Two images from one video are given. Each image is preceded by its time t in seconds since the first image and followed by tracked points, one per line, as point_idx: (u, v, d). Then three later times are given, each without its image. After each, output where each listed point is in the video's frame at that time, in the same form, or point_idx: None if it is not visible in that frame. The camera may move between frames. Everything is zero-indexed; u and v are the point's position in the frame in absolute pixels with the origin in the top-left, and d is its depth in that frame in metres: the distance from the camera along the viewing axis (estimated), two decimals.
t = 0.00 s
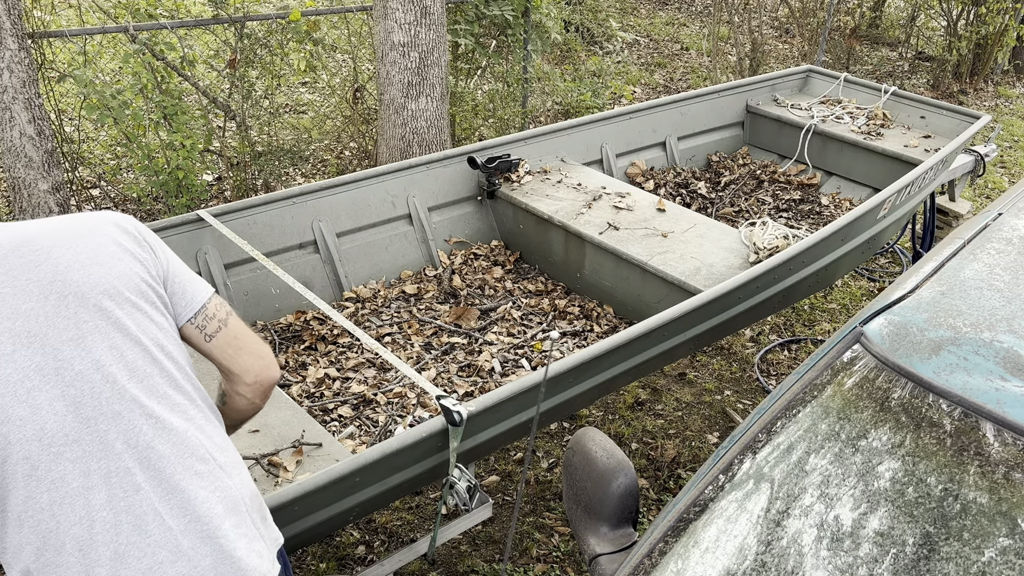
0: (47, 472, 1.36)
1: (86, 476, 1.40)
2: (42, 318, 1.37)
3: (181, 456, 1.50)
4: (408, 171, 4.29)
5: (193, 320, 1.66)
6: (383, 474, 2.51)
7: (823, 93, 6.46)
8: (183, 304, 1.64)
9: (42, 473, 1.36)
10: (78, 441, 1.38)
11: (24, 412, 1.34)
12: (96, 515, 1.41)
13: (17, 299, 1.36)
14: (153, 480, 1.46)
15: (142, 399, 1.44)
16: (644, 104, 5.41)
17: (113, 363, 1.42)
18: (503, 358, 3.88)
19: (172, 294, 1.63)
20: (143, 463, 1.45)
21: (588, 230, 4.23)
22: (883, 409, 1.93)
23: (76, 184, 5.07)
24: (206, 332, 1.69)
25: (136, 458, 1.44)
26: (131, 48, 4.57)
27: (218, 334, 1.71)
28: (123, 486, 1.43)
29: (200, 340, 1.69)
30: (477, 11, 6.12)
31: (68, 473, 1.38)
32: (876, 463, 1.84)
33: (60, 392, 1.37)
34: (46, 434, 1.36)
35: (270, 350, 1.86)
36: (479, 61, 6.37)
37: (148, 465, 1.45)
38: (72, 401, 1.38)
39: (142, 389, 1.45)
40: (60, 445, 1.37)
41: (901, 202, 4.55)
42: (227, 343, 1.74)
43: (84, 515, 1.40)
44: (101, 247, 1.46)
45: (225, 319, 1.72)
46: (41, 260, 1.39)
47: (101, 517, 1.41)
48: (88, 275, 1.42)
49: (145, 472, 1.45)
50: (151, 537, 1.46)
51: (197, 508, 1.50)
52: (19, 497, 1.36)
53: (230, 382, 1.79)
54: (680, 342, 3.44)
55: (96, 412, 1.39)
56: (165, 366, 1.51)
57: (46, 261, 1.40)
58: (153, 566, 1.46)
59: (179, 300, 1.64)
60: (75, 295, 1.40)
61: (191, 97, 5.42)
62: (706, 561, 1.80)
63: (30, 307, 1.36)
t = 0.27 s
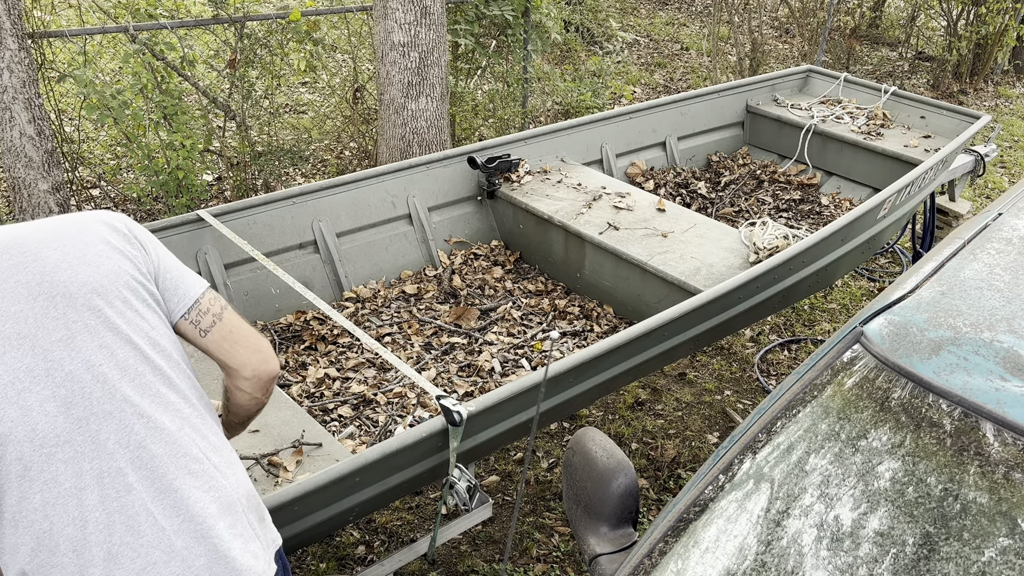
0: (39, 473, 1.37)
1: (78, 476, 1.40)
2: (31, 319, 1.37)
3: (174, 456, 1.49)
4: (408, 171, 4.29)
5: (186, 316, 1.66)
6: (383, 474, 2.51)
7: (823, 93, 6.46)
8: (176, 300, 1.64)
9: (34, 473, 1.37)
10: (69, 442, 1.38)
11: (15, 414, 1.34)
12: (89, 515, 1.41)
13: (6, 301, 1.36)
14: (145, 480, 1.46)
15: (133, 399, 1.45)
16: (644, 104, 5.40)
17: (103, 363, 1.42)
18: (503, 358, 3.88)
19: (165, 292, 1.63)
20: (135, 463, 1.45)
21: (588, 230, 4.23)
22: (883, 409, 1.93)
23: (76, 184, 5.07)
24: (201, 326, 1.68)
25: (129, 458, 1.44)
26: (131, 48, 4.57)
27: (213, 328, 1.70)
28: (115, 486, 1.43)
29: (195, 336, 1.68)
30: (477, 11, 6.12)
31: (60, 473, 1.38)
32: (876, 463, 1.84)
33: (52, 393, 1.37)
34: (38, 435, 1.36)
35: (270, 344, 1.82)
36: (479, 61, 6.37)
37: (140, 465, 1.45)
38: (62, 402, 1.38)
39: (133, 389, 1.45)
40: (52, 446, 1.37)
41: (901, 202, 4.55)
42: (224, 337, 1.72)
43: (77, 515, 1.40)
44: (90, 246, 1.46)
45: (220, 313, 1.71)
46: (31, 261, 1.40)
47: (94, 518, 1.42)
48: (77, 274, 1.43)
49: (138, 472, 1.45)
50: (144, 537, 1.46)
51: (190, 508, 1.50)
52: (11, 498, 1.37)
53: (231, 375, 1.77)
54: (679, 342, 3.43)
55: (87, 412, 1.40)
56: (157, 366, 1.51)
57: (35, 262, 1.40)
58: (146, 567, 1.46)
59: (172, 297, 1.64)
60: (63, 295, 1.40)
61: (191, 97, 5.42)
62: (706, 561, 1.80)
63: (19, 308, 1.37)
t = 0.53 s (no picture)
0: (44, 474, 1.37)
1: (84, 478, 1.40)
2: (41, 320, 1.37)
3: (179, 459, 1.50)
4: (408, 171, 4.29)
5: (195, 323, 1.65)
6: (383, 474, 2.51)
7: (823, 93, 6.46)
8: (185, 307, 1.63)
9: (40, 474, 1.36)
10: (76, 444, 1.38)
11: (23, 414, 1.34)
12: (93, 517, 1.41)
13: (18, 300, 1.36)
14: (150, 483, 1.46)
15: (141, 403, 1.44)
16: (644, 104, 5.41)
17: (112, 367, 1.42)
18: (503, 358, 3.88)
19: (175, 297, 1.62)
20: (141, 466, 1.45)
21: (588, 230, 4.23)
22: (883, 409, 1.93)
23: (76, 184, 5.08)
24: (208, 334, 1.67)
25: (134, 461, 1.44)
26: (131, 48, 4.57)
27: (220, 337, 1.69)
28: (120, 488, 1.43)
29: (201, 343, 1.67)
30: (477, 11, 6.12)
31: (65, 474, 1.38)
32: (876, 463, 1.84)
33: (60, 394, 1.37)
34: (44, 436, 1.36)
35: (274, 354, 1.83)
36: (479, 61, 6.37)
37: (145, 468, 1.45)
38: (70, 403, 1.38)
39: (141, 393, 1.45)
40: (58, 447, 1.37)
41: (901, 202, 4.55)
42: (229, 346, 1.72)
43: (81, 516, 1.41)
44: (105, 248, 1.46)
45: (228, 322, 1.70)
46: (43, 262, 1.39)
47: (98, 519, 1.42)
48: (90, 277, 1.42)
49: (143, 475, 1.45)
50: (148, 539, 1.46)
51: (194, 511, 1.50)
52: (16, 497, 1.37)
53: (232, 384, 1.77)
54: (679, 342, 3.43)
55: (95, 414, 1.40)
56: (166, 369, 1.51)
57: (49, 262, 1.40)
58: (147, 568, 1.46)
59: (181, 303, 1.63)
60: (75, 298, 1.40)
61: (191, 97, 5.42)
62: (706, 561, 1.80)
63: (31, 308, 1.36)
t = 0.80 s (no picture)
0: (64, 478, 1.36)
1: (103, 482, 1.40)
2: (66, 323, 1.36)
3: (195, 464, 1.51)
4: (408, 171, 4.29)
5: (214, 331, 1.63)
6: (383, 474, 2.51)
7: (823, 93, 6.46)
8: (207, 316, 1.61)
9: (60, 478, 1.36)
10: (98, 447, 1.38)
11: (47, 416, 1.34)
12: (111, 521, 1.41)
13: (46, 301, 1.35)
14: (167, 488, 1.47)
15: (162, 409, 1.45)
16: (644, 104, 5.41)
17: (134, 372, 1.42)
18: (503, 358, 3.88)
19: (196, 304, 1.60)
20: (159, 471, 1.45)
21: (588, 230, 4.23)
22: (883, 409, 1.93)
23: (76, 184, 5.08)
24: (225, 343, 1.66)
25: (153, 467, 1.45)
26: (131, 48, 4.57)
27: (236, 347, 1.68)
28: (138, 492, 1.43)
29: (217, 351, 1.66)
30: (477, 11, 6.11)
31: (85, 478, 1.38)
32: (876, 463, 1.84)
33: (84, 396, 1.37)
34: (67, 438, 1.36)
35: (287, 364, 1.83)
36: (479, 61, 6.37)
37: (163, 474, 1.46)
38: (93, 408, 1.38)
39: (161, 399, 1.45)
40: (78, 452, 1.37)
41: (901, 202, 4.55)
42: (244, 356, 1.71)
43: (99, 520, 1.40)
44: (135, 253, 1.45)
45: (246, 332, 1.69)
46: (71, 265, 1.38)
47: (115, 523, 1.42)
48: (118, 283, 1.41)
49: (161, 479, 1.46)
50: (164, 542, 1.46)
51: (209, 516, 1.52)
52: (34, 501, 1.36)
53: (245, 394, 1.76)
54: (679, 342, 3.43)
55: (117, 419, 1.40)
56: (185, 376, 1.52)
57: (79, 264, 1.39)
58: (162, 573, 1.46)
59: (202, 311, 1.61)
60: (102, 303, 1.39)
61: (191, 97, 5.41)
62: (706, 561, 1.80)
63: (59, 309, 1.36)
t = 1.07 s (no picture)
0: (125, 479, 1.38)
1: (158, 484, 1.43)
2: (137, 327, 1.35)
3: (238, 466, 1.56)
4: (409, 171, 4.29)
5: (254, 341, 1.65)
6: (383, 474, 2.51)
7: (823, 93, 6.46)
8: (254, 325, 1.63)
9: (123, 479, 1.37)
10: (159, 451, 1.41)
11: (116, 418, 1.34)
12: (163, 521, 1.45)
13: (120, 303, 1.34)
14: (213, 489, 1.51)
15: (217, 414, 1.49)
16: (644, 104, 5.40)
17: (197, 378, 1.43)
18: (503, 358, 3.88)
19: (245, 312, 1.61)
20: (207, 473, 1.49)
21: (588, 230, 4.23)
22: (883, 409, 1.93)
23: (77, 184, 5.08)
24: (262, 353, 1.68)
25: (200, 470, 1.48)
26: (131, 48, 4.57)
27: (271, 358, 1.70)
28: (189, 493, 1.47)
29: (253, 360, 1.67)
30: (477, 11, 6.11)
31: (143, 479, 1.40)
32: (876, 463, 1.84)
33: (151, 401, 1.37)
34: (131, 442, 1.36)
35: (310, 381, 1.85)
36: (479, 61, 6.37)
37: (211, 475, 1.50)
38: (158, 413, 1.38)
39: (214, 405, 1.48)
40: (141, 455, 1.38)
41: (901, 202, 4.55)
42: (276, 368, 1.73)
43: (152, 521, 1.43)
44: (201, 262, 1.46)
45: (280, 344, 1.72)
46: (140, 268, 1.37)
47: (166, 523, 1.45)
48: (188, 291, 1.42)
49: (206, 482, 1.49)
50: (208, 541, 1.52)
51: (249, 515, 1.58)
52: (95, 500, 1.37)
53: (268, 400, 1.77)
54: (680, 342, 3.43)
55: (179, 424, 1.42)
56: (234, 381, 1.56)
57: (153, 268, 1.39)
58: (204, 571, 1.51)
59: (250, 318, 1.62)
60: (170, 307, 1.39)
61: (191, 97, 5.41)
62: (706, 561, 1.80)
63: (133, 313, 1.35)
